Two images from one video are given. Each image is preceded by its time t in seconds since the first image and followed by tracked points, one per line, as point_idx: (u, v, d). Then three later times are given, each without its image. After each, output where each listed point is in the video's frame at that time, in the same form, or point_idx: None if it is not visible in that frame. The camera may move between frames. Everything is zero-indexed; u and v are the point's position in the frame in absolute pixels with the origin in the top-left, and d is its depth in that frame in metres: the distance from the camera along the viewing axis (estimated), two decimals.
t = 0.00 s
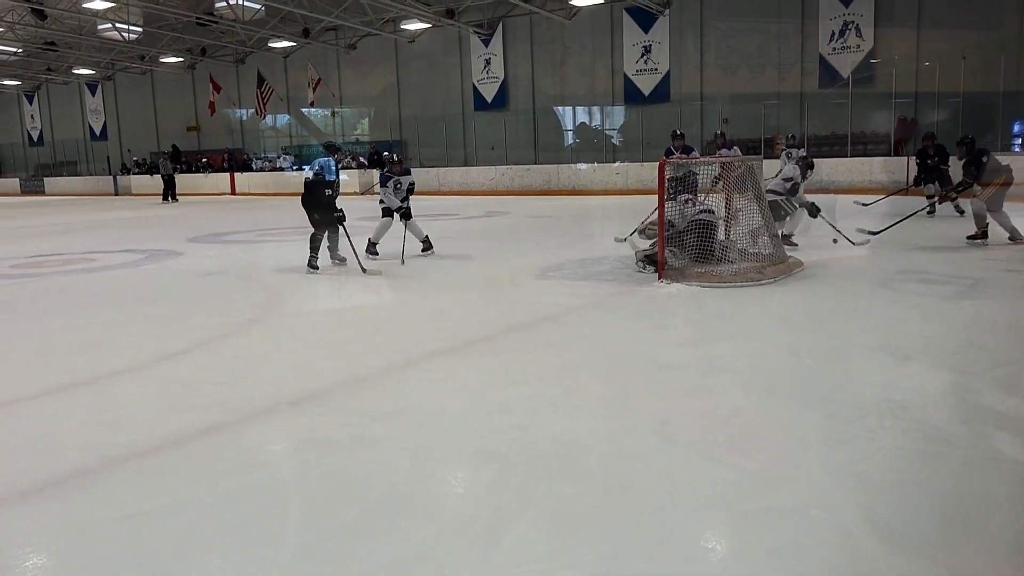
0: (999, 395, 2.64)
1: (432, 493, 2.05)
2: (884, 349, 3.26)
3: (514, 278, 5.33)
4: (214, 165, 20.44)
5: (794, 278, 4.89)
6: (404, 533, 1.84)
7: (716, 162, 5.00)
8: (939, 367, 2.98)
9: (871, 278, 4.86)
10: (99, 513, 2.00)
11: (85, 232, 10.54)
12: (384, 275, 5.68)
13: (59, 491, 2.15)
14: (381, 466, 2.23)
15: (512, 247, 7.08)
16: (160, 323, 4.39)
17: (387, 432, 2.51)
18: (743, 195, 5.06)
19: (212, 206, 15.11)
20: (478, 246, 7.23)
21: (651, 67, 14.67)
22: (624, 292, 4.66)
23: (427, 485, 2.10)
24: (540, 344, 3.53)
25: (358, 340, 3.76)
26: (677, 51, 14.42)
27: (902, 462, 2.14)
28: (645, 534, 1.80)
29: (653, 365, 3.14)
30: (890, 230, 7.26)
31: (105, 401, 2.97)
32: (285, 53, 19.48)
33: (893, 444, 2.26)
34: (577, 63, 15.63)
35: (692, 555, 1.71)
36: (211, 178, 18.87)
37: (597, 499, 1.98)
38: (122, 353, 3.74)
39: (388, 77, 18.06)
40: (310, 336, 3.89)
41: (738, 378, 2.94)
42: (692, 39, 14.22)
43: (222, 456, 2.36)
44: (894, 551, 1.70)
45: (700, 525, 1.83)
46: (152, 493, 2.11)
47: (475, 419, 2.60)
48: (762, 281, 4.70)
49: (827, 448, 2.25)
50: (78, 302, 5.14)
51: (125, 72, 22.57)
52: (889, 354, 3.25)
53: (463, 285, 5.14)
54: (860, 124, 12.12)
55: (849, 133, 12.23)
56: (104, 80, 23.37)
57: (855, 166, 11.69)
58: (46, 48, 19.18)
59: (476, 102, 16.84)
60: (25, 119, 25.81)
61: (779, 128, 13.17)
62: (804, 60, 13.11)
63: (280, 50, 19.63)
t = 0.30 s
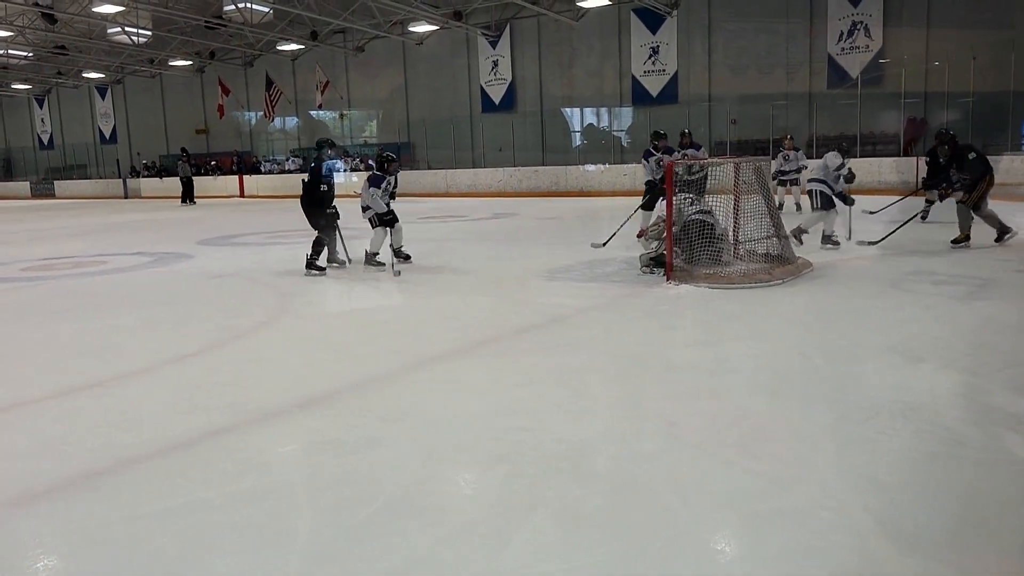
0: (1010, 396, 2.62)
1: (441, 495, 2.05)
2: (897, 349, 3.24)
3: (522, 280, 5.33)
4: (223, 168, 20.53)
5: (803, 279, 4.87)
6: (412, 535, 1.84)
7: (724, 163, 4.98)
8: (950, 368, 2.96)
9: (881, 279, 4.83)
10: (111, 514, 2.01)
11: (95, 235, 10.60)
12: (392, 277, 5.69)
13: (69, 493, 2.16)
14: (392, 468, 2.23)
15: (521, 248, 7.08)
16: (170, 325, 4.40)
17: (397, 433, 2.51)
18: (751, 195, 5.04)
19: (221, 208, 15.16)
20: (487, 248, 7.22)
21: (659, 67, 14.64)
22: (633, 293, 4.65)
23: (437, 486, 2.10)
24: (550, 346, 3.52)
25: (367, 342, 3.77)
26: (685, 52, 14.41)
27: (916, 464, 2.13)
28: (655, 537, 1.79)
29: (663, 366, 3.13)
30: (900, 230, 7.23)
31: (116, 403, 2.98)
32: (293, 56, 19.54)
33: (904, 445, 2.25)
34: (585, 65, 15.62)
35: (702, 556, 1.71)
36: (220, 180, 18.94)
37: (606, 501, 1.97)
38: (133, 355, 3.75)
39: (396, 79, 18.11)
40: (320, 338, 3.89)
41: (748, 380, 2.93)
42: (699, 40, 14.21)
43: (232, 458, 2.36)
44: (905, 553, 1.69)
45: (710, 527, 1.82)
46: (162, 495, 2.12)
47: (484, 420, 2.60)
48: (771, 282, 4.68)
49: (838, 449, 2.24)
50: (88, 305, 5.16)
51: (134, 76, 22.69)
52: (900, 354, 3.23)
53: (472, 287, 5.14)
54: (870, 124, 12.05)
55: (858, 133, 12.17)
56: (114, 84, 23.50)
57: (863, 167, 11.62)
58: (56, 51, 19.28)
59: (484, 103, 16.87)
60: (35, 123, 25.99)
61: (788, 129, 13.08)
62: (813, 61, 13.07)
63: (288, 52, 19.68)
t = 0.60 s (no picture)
0: (1016, 396, 2.61)
1: (445, 495, 2.06)
2: (901, 350, 3.24)
3: (527, 280, 5.34)
4: (229, 170, 20.59)
5: (809, 279, 4.86)
6: (417, 536, 1.84)
7: (729, 163, 4.98)
8: (955, 368, 2.96)
9: (886, 279, 4.83)
10: (117, 515, 2.02)
11: (102, 237, 10.64)
12: (397, 278, 5.71)
13: (76, 494, 2.17)
14: (396, 468, 2.24)
15: (526, 249, 7.09)
16: (175, 327, 4.42)
17: (402, 434, 2.52)
18: (757, 195, 5.03)
19: (227, 210, 15.21)
20: (491, 249, 7.24)
21: (663, 68, 14.64)
22: (637, 294, 4.65)
23: (441, 487, 2.11)
24: (554, 346, 3.53)
25: (371, 343, 3.78)
26: (690, 52, 14.39)
27: (921, 464, 2.12)
28: (660, 537, 1.79)
29: (666, 366, 3.13)
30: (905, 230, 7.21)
31: (122, 404, 3.00)
32: (298, 57, 19.59)
33: (909, 445, 2.25)
34: (589, 65, 15.63)
35: (707, 556, 1.71)
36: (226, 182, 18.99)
37: (610, 501, 1.97)
38: (139, 356, 3.77)
39: (402, 80, 18.14)
40: (324, 339, 3.90)
41: (752, 380, 2.93)
42: (705, 39, 14.19)
43: (237, 459, 2.37)
44: (910, 552, 1.68)
45: (714, 527, 1.82)
46: (168, 495, 2.13)
47: (488, 420, 2.61)
48: (776, 282, 4.68)
49: (842, 449, 2.24)
50: (94, 306, 5.18)
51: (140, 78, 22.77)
52: (904, 354, 3.23)
53: (477, 288, 5.15)
54: (875, 124, 12.08)
55: (865, 133, 12.20)
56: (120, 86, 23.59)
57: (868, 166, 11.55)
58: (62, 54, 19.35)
59: (489, 104, 16.89)
60: (42, 125, 26.10)
61: (793, 130, 13.05)
62: (818, 60, 13.06)
63: (294, 54, 19.74)
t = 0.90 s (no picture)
0: None
1: (452, 496, 2.06)
2: (910, 350, 3.23)
3: (534, 281, 5.33)
4: (236, 171, 20.66)
5: (816, 280, 4.85)
6: (426, 537, 1.85)
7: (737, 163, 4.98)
8: (964, 368, 2.94)
9: (894, 279, 4.81)
10: (127, 516, 2.03)
11: (111, 238, 10.69)
12: (404, 280, 5.71)
13: (85, 495, 2.18)
14: (404, 469, 2.24)
15: (532, 250, 7.09)
16: (184, 328, 4.44)
17: (410, 435, 2.52)
18: (765, 196, 5.03)
19: (234, 212, 15.25)
20: (498, 250, 7.24)
21: (670, 68, 14.62)
22: (645, 294, 4.64)
23: (449, 488, 2.11)
24: (561, 347, 3.53)
25: (378, 344, 3.78)
26: (697, 52, 14.37)
27: (931, 464, 2.11)
28: (668, 538, 1.79)
29: (674, 367, 3.13)
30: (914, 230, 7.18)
31: (131, 405, 3.01)
32: (305, 59, 19.64)
33: (918, 445, 2.24)
34: (596, 66, 15.62)
35: (715, 557, 1.71)
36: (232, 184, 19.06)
37: (618, 502, 1.97)
38: (147, 358, 3.78)
39: (408, 81, 18.16)
40: (331, 341, 3.91)
41: (761, 380, 2.92)
42: (711, 39, 14.16)
43: (245, 460, 2.38)
44: (919, 553, 1.68)
45: (723, 528, 1.82)
46: (177, 496, 2.14)
47: (495, 421, 2.61)
48: (784, 282, 4.66)
49: (851, 450, 2.24)
50: (103, 308, 5.20)
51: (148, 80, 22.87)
52: (913, 355, 3.21)
53: (485, 288, 5.15)
54: (883, 124, 12.00)
55: (871, 132, 12.09)
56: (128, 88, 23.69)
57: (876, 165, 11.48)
58: (69, 57, 19.43)
59: (495, 105, 16.91)
60: (50, 127, 26.24)
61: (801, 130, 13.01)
62: (826, 60, 13.03)
63: (300, 56, 19.79)
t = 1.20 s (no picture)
0: None
1: (455, 496, 2.06)
2: (914, 349, 3.22)
3: (537, 281, 5.34)
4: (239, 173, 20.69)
5: (819, 280, 4.84)
6: (428, 537, 1.85)
7: (739, 163, 4.99)
8: (967, 368, 2.94)
9: (897, 278, 4.80)
10: (131, 516, 2.03)
11: (116, 240, 10.71)
12: (407, 280, 5.72)
13: (88, 496, 2.18)
14: (407, 471, 2.24)
15: (535, 250, 7.11)
16: (187, 329, 4.44)
17: (411, 436, 2.51)
18: (767, 196, 5.03)
19: (237, 212, 15.27)
20: (501, 250, 7.25)
21: (672, 68, 14.63)
22: (648, 294, 4.65)
23: (453, 488, 2.11)
24: (564, 347, 3.53)
25: (380, 345, 3.78)
26: (699, 52, 14.37)
27: (934, 465, 2.11)
28: (670, 539, 1.79)
29: (676, 366, 3.14)
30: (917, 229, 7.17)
31: (133, 406, 3.01)
32: (307, 61, 19.68)
33: (921, 445, 2.23)
34: (598, 66, 15.62)
35: (718, 556, 1.71)
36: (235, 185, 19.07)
37: (620, 501, 1.97)
38: (150, 359, 3.79)
39: (410, 83, 18.19)
40: (333, 341, 3.91)
41: (764, 380, 2.92)
42: (714, 39, 14.16)
43: (249, 461, 2.38)
44: (922, 553, 1.67)
45: (725, 528, 1.82)
46: (181, 497, 2.14)
47: (496, 421, 2.62)
48: (787, 281, 4.66)
49: (854, 450, 2.23)
50: (106, 309, 5.21)
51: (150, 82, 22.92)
52: (916, 354, 3.21)
53: (487, 289, 5.16)
54: (886, 124, 11.95)
55: (874, 132, 12.07)
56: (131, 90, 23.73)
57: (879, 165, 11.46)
58: (72, 59, 19.46)
59: (498, 106, 16.93)
60: (53, 129, 26.32)
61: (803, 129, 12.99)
62: (828, 58, 13.01)
63: (303, 57, 19.82)
